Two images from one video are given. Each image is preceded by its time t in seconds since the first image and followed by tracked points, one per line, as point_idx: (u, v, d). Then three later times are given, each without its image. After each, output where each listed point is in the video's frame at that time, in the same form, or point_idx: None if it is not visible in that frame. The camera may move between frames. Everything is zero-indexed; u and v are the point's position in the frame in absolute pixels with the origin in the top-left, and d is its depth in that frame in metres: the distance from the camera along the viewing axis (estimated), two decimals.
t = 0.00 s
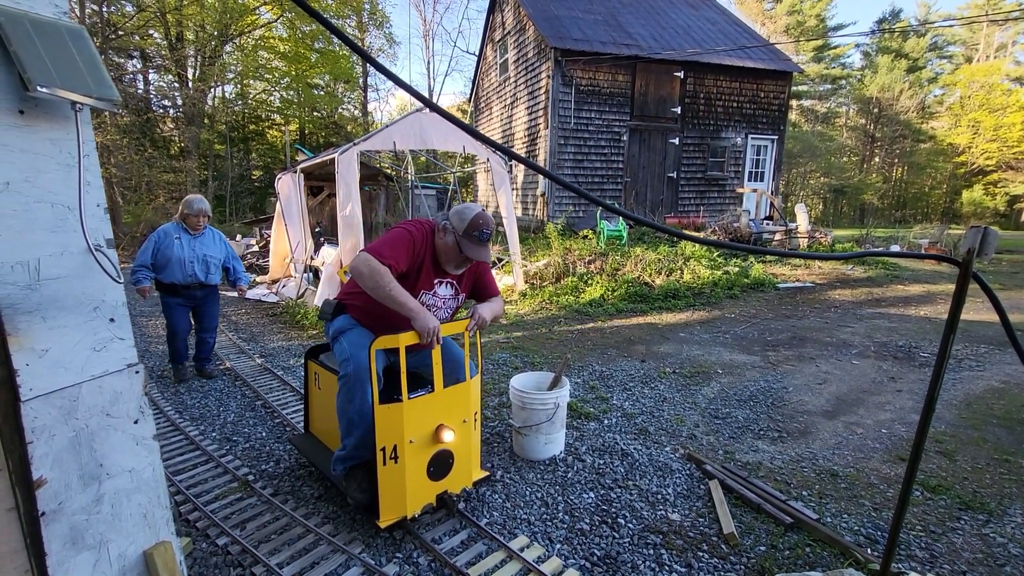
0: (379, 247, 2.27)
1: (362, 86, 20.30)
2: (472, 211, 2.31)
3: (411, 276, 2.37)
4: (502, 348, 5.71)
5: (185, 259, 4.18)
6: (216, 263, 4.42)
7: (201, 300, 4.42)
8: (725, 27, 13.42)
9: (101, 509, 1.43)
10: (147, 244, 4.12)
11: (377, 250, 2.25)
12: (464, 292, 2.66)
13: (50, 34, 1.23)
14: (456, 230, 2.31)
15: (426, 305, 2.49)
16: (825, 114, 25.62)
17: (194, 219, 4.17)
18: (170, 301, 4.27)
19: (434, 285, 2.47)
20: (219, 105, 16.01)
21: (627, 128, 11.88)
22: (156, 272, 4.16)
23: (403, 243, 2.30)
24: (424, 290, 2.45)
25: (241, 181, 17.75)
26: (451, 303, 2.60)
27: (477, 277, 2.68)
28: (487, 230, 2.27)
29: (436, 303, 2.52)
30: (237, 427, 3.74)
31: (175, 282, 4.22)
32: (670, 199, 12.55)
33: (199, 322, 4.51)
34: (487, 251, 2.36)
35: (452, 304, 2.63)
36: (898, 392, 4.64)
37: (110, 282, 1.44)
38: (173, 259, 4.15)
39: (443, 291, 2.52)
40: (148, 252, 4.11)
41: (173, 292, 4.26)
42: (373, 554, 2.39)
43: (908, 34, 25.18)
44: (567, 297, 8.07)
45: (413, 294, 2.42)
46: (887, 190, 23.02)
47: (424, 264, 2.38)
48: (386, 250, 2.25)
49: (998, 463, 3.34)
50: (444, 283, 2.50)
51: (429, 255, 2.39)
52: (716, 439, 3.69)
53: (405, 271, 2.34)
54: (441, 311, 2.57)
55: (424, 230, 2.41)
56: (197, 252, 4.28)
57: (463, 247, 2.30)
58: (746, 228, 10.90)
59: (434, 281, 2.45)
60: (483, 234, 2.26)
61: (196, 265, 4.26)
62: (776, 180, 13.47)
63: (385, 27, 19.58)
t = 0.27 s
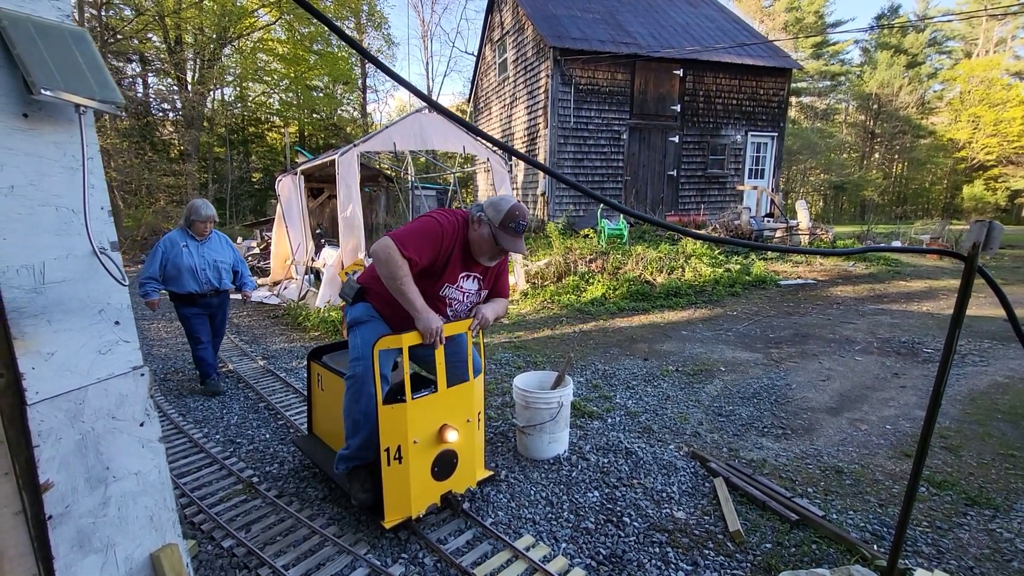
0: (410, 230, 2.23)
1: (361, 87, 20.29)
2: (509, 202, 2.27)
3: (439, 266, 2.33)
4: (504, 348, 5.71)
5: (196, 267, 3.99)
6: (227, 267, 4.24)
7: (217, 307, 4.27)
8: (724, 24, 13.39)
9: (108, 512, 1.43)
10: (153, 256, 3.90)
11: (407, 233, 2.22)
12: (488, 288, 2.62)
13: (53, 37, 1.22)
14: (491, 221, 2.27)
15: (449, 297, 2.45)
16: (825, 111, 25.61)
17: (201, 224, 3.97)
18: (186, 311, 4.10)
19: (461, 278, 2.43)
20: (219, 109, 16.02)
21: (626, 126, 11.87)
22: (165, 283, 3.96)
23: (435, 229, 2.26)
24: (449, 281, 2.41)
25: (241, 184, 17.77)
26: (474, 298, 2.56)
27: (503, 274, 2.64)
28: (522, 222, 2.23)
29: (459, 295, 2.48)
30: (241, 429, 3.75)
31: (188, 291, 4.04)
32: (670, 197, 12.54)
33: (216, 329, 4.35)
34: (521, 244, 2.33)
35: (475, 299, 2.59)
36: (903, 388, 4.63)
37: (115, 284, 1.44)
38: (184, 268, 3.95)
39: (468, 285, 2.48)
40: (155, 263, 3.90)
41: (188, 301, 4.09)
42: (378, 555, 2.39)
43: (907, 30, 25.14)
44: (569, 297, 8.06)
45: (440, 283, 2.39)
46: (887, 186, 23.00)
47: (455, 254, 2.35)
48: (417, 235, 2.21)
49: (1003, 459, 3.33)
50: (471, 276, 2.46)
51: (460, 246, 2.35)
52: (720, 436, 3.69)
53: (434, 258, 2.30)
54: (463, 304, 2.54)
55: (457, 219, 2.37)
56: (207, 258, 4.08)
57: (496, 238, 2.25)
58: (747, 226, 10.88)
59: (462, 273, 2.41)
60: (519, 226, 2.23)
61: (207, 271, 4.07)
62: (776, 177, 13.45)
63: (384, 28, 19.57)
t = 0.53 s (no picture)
0: (436, 212, 2.20)
1: (360, 88, 20.30)
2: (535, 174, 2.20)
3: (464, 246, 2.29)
4: (506, 348, 5.70)
5: (209, 269, 3.98)
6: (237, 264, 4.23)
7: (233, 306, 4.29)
8: (723, 23, 13.38)
9: (112, 516, 1.42)
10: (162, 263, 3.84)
11: (433, 215, 2.18)
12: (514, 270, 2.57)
13: (54, 40, 1.22)
14: (517, 195, 2.21)
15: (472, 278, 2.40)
16: (824, 108, 25.62)
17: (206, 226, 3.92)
18: (201, 315, 4.10)
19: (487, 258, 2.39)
20: (217, 111, 16.12)
21: (626, 125, 11.86)
22: (178, 289, 3.94)
23: (461, 209, 2.21)
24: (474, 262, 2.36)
25: (241, 186, 17.77)
26: (499, 279, 2.52)
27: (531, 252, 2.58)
28: (547, 193, 2.16)
29: (485, 276, 2.44)
30: (244, 431, 3.74)
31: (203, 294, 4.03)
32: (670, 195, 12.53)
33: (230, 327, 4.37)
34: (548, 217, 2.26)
35: (500, 281, 2.54)
36: (906, 386, 4.62)
37: (118, 287, 1.43)
38: (196, 272, 3.93)
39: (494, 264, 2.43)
40: (166, 271, 3.85)
41: (202, 304, 4.08)
42: (383, 557, 2.38)
43: (906, 27, 25.14)
44: (570, 296, 8.04)
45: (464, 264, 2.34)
46: (887, 183, 22.98)
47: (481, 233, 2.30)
48: (442, 216, 2.18)
49: (1008, 456, 3.31)
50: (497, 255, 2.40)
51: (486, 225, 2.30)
52: (724, 435, 3.68)
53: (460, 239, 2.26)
54: (490, 285, 2.50)
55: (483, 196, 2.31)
56: (218, 258, 4.07)
57: (523, 211, 2.19)
58: (748, 224, 10.87)
59: (488, 253, 2.37)
60: (546, 198, 2.17)
61: (220, 271, 4.07)
62: (776, 175, 13.44)
63: (382, 29, 19.58)
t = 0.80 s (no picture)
0: (456, 206, 2.18)
1: (359, 88, 20.27)
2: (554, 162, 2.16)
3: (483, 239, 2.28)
4: (508, 348, 5.69)
5: (232, 269, 4.01)
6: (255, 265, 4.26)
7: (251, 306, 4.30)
8: (723, 21, 13.37)
9: (118, 518, 1.41)
10: (184, 262, 3.84)
11: (453, 210, 2.16)
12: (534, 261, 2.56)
13: (58, 37, 1.20)
14: (536, 184, 2.17)
15: (491, 269, 2.40)
16: (824, 107, 25.62)
17: (229, 225, 3.96)
18: (221, 315, 4.10)
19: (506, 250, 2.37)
20: (217, 111, 16.41)
21: (626, 125, 11.85)
22: (200, 289, 3.94)
23: (480, 201, 2.19)
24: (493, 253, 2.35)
25: (241, 186, 17.77)
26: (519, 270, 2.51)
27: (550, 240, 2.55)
28: (567, 181, 2.11)
29: (504, 267, 2.43)
30: (246, 431, 3.73)
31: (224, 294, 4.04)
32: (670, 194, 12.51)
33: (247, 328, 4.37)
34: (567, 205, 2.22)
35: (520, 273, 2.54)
36: (910, 384, 4.61)
37: (123, 287, 1.42)
38: (219, 271, 3.95)
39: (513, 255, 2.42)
40: (189, 270, 3.86)
41: (223, 304, 4.08)
42: (388, 558, 2.37)
43: (906, 25, 25.13)
44: (572, 296, 8.03)
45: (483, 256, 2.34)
46: (887, 181, 22.96)
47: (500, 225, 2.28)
48: (462, 209, 2.16)
49: (1014, 455, 3.30)
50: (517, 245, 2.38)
51: (506, 215, 2.28)
52: (728, 435, 3.66)
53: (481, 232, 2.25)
54: (510, 275, 2.50)
55: (503, 187, 2.29)
56: (239, 258, 4.10)
57: (543, 199, 2.15)
58: (749, 223, 10.86)
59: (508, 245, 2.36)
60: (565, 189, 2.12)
61: (241, 271, 4.10)
62: (777, 174, 13.42)
63: (382, 29, 19.58)
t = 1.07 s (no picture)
0: (464, 208, 2.17)
1: (358, 89, 20.27)
2: (568, 175, 2.10)
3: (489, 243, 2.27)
4: (509, 349, 5.68)
5: (272, 270, 4.01)
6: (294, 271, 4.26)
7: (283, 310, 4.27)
8: (722, 22, 13.38)
9: (124, 521, 1.40)
10: (227, 259, 3.87)
11: (461, 213, 2.16)
12: (542, 272, 2.53)
13: (64, 34, 1.19)
14: (547, 196, 2.13)
15: (495, 274, 2.39)
16: (822, 108, 25.68)
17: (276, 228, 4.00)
18: (253, 316, 4.05)
19: (512, 257, 2.35)
20: (217, 111, 16.35)
21: (626, 125, 11.85)
22: (238, 288, 3.93)
23: (489, 207, 2.17)
24: (499, 259, 2.34)
25: (240, 187, 17.73)
26: (525, 279, 2.49)
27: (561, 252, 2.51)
28: (577, 196, 2.05)
29: (510, 273, 2.41)
30: (248, 433, 3.71)
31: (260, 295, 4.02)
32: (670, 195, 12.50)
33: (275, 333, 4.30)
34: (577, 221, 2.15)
35: (525, 281, 2.51)
36: (912, 385, 4.61)
37: (129, 288, 1.41)
38: (260, 272, 3.95)
39: (520, 264, 2.39)
40: (231, 267, 3.87)
41: (257, 306, 4.04)
42: (392, 560, 2.36)
43: (904, 27, 25.21)
44: (572, 296, 8.01)
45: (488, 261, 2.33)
46: (885, 182, 23.01)
47: (507, 232, 2.26)
48: (469, 213, 2.14)
49: (1017, 456, 3.31)
50: (524, 254, 2.35)
51: (515, 223, 2.26)
52: (731, 436, 3.66)
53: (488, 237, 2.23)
54: (516, 282, 2.47)
55: (515, 194, 2.26)
56: (281, 261, 4.12)
57: (552, 214, 2.10)
58: (749, 224, 10.87)
59: (513, 252, 2.33)
60: (574, 202, 2.06)
61: (281, 274, 4.10)
62: (776, 175, 13.44)
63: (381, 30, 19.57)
